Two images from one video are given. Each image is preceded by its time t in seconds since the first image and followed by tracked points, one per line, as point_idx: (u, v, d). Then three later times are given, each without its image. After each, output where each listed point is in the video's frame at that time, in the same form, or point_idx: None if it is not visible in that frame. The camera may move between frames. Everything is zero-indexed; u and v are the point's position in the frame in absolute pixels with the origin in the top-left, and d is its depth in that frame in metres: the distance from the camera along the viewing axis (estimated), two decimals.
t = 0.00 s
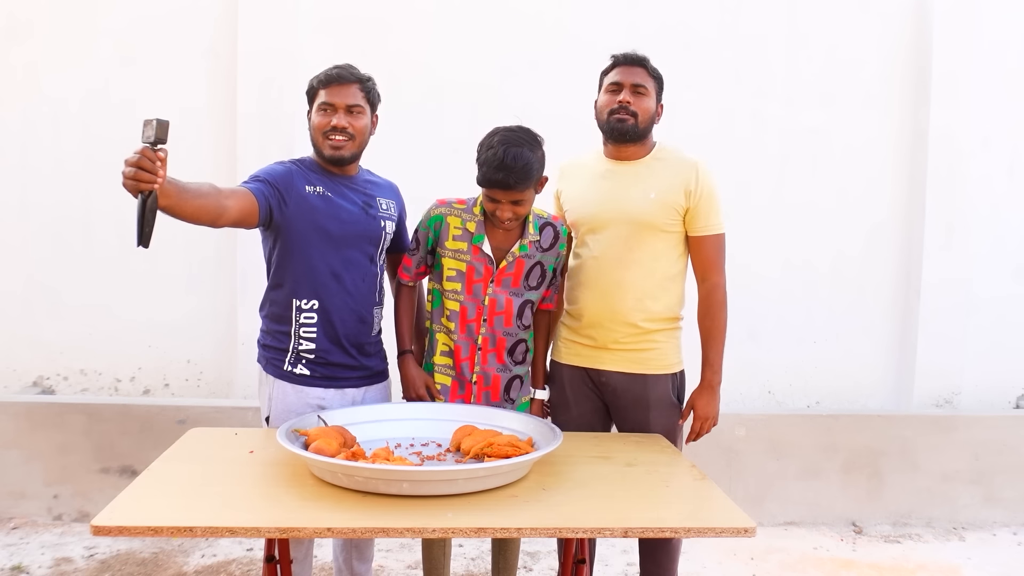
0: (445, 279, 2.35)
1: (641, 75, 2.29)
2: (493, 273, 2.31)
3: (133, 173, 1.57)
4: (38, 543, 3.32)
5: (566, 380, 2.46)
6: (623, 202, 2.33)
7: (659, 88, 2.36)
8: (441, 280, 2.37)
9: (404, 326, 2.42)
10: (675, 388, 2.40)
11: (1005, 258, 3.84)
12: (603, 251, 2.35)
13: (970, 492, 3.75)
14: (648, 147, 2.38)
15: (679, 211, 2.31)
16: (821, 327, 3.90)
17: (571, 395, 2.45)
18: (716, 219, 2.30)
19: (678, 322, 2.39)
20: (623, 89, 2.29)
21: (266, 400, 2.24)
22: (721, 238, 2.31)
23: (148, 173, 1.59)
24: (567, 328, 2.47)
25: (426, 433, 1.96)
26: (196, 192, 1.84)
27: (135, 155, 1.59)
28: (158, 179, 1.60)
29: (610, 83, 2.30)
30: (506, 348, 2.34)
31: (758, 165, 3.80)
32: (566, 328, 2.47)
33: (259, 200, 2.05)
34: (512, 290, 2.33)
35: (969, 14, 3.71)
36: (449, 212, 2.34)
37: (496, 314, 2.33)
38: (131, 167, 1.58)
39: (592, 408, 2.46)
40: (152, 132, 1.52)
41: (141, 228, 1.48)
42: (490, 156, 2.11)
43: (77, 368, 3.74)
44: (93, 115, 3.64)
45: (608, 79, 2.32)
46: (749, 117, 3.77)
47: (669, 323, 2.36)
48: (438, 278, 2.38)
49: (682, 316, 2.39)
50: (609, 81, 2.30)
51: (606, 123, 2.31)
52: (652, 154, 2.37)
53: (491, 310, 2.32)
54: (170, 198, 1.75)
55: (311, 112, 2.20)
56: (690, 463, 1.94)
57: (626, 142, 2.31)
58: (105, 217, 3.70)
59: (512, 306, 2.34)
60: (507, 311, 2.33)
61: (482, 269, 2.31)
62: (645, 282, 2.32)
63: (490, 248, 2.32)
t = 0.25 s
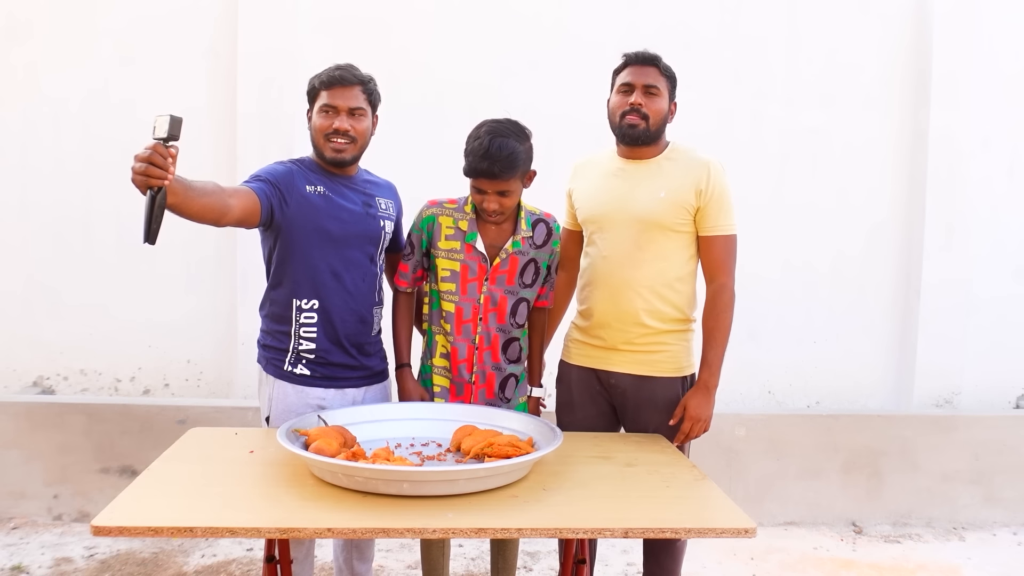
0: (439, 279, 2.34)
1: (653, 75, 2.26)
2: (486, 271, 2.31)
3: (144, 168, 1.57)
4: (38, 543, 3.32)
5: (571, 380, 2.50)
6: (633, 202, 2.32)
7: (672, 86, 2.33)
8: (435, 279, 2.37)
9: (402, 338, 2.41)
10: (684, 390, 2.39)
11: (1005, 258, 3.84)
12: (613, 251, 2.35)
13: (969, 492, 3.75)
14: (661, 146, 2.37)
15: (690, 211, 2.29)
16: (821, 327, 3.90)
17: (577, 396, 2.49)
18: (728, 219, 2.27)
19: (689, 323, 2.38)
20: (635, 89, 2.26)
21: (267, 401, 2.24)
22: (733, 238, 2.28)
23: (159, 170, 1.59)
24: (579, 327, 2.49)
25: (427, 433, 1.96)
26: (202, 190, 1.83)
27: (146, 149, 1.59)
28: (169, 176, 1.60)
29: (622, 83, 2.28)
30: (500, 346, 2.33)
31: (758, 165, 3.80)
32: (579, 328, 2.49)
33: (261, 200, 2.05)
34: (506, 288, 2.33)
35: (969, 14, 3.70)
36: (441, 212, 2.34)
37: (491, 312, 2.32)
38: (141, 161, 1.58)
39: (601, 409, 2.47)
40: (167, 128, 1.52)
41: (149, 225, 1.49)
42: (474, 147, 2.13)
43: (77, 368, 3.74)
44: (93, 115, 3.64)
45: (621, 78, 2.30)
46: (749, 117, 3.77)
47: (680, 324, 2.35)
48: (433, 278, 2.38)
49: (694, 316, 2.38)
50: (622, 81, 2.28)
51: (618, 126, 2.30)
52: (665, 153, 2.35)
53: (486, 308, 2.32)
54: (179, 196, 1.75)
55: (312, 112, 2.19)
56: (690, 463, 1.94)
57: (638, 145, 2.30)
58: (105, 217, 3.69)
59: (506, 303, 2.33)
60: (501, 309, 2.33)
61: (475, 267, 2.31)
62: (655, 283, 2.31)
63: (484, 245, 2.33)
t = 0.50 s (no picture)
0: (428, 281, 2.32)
1: (654, 78, 2.24)
2: (475, 268, 2.30)
3: (148, 170, 1.58)
4: (38, 543, 3.32)
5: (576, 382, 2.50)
6: (640, 202, 2.32)
7: (676, 86, 2.30)
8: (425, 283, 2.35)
9: (396, 350, 2.37)
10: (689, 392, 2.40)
11: (1005, 258, 3.84)
12: (619, 252, 2.35)
13: (969, 492, 3.75)
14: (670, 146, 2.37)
15: (697, 211, 2.28)
16: (821, 327, 3.90)
17: (582, 396, 2.49)
18: (735, 219, 2.26)
19: (695, 324, 2.37)
20: (635, 94, 2.25)
21: (267, 401, 2.24)
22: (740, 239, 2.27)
23: (164, 171, 1.59)
24: (584, 327, 2.49)
25: (427, 433, 1.96)
26: (206, 192, 1.83)
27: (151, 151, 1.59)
28: (173, 178, 1.60)
29: (623, 89, 2.28)
30: (490, 341, 2.33)
31: (758, 165, 3.80)
32: (584, 328, 2.49)
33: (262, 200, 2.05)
34: (496, 283, 2.32)
35: (969, 14, 3.70)
36: (424, 215, 2.31)
37: (482, 308, 2.32)
38: (146, 163, 1.58)
39: (605, 411, 2.47)
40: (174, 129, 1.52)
41: (153, 227, 1.49)
42: (448, 140, 2.13)
43: (77, 368, 3.74)
44: (93, 115, 3.64)
45: (623, 82, 2.29)
46: (749, 117, 3.77)
47: (685, 325, 2.35)
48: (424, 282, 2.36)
49: (699, 316, 2.37)
50: (623, 86, 2.27)
51: (621, 133, 2.31)
52: (674, 153, 2.34)
53: (478, 305, 2.31)
54: (183, 197, 1.75)
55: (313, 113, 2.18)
56: (690, 463, 1.94)
57: (642, 150, 2.32)
58: (105, 217, 3.69)
59: (496, 298, 2.33)
60: (492, 304, 2.32)
61: (463, 266, 2.30)
62: (661, 283, 2.31)
63: (470, 243, 2.30)
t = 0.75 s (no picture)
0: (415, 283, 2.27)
1: (641, 88, 2.23)
2: (461, 267, 2.26)
3: (150, 172, 1.58)
4: (38, 543, 3.32)
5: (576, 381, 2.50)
6: (640, 203, 2.32)
7: (669, 89, 2.27)
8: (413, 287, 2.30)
9: (389, 362, 2.30)
10: (690, 392, 2.40)
11: (1005, 258, 3.84)
12: (618, 253, 2.36)
13: (969, 492, 3.75)
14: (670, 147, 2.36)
15: (697, 213, 2.27)
16: (821, 328, 3.90)
17: (582, 396, 2.48)
18: (736, 221, 2.25)
19: (694, 326, 2.37)
20: (624, 106, 2.26)
21: (269, 401, 2.24)
22: (740, 241, 2.26)
23: (165, 174, 1.59)
24: (584, 327, 2.50)
25: (426, 433, 1.96)
26: (207, 193, 1.83)
27: (152, 153, 1.59)
28: (175, 180, 1.60)
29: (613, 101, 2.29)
30: (489, 339, 2.31)
31: (757, 165, 3.80)
32: (584, 328, 2.50)
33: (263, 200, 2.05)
34: (484, 279, 2.29)
35: (969, 14, 3.70)
36: (403, 221, 2.25)
37: (474, 306, 2.28)
38: (147, 166, 1.58)
39: (605, 410, 2.47)
40: (176, 132, 1.52)
41: (156, 229, 1.51)
42: (412, 141, 2.11)
43: (77, 368, 3.74)
44: (93, 115, 3.64)
45: (613, 92, 2.29)
46: (748, 118, 3.77)
47: (684, 326, 2.35)
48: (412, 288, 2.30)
49: (699, 317, 2.37)
50: (612, 97, 2.28)
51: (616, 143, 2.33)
52: (674, 154, 2.34)
53: (469, 304, 2.27)
54: (185, 199, 1.75)
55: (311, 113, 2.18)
56: (691, 463, 1.94)
57: (638, 158, 2.33)
58: (105, 217, 3.69)
59: (487, 295, 2.30)
60: (483, 301, 2.29)
61: (449, 266, 2.26)
62: (660, 284, 2.31)
63: (451, 243, 2.27)
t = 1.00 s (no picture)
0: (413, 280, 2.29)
1: (636, 87, 2.23)
2: (459, 264, 2.28)
3: (152, 175, 1.58)
4: (38, 543, 3.32)
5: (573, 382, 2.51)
6: (636, 202, 2.32)
7: (663, 88, 2.28)
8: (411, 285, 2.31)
9: (387, 358, 2.31)
10: (687, 391, 2.39)
11: (1005, 258, 3.85)
12: (614, 252, 2.36)
13: (970, 492, 3.75)
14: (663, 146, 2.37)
15: (693, 212, 2.28)
16: (821, 328, 3.91)
17: (581, 396, 2.48)
18: (731, 220, 2.26)
19: (690, 325, 2.37)
20: (619, 105, 2.26)
21: (268, 401, 2.24)
22: (735, 240, 2.27)
23: (167, 177, 1.59)
24: (579, 326, 2.49)
25: (426, 433, 1.96)
26: (208, 195, 1.83)
27: (154, 156, 1.59)
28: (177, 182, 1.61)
29: (608, 100, 2.29)
30: (489, 338, 2.32)
31: (757, 166, 3.80)
32: (579, 327, 2.49)
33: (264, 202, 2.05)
34: (483, 277, 2.31)
35: (968, 14, 3.71)
36: (402, 217, 2.26)
37: (472, 304, 2.30)
38: (150, 169, 1.58)
39: (604, 410, 2.47)
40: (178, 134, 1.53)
41: (158, 232, 1.51)
42: (410, 131, 2.13)
43: (77, 368, 3.74)
44: (93, 115, 3.64)
45: (607, 92, 2.29)
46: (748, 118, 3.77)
47: (681, 325, 2.35)
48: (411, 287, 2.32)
49: (694, 316, 2.38)
50: (607, 97, 2.28)
51: (611, 143, 2.34)
52: (668, 153, 2.34)
53: (467, 301, 2.29)
54: (186, 202, 1.76)
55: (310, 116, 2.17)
56: (690, 463, 1.94)
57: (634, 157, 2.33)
58: (105, 217, 3.69)
59: (486, 293, 2.31)
60: (482, 299, 2.31)
61: (447, 263, 2.28)
62: (656, 283, 2.31)
63: (449, 239, 2.29)
